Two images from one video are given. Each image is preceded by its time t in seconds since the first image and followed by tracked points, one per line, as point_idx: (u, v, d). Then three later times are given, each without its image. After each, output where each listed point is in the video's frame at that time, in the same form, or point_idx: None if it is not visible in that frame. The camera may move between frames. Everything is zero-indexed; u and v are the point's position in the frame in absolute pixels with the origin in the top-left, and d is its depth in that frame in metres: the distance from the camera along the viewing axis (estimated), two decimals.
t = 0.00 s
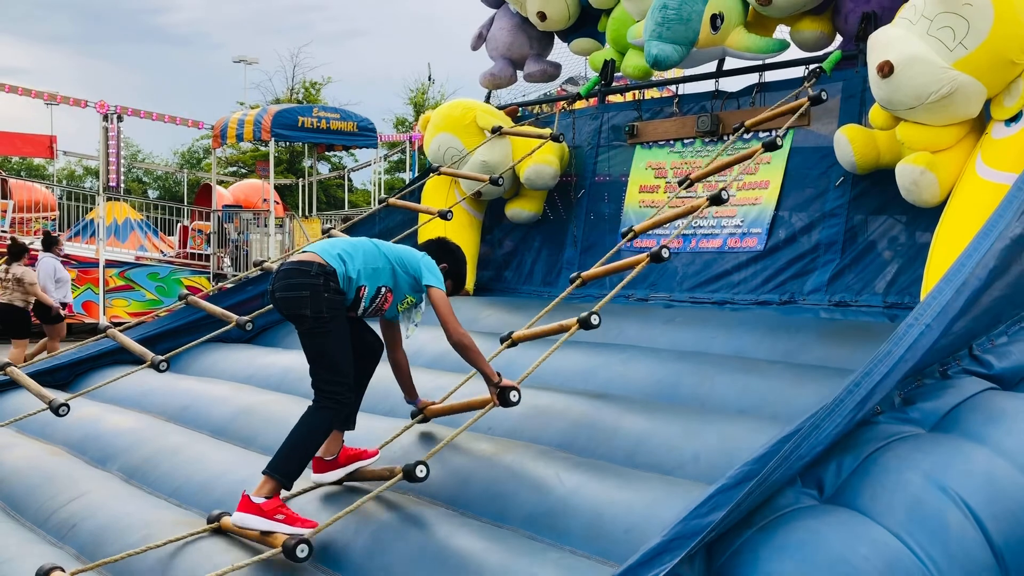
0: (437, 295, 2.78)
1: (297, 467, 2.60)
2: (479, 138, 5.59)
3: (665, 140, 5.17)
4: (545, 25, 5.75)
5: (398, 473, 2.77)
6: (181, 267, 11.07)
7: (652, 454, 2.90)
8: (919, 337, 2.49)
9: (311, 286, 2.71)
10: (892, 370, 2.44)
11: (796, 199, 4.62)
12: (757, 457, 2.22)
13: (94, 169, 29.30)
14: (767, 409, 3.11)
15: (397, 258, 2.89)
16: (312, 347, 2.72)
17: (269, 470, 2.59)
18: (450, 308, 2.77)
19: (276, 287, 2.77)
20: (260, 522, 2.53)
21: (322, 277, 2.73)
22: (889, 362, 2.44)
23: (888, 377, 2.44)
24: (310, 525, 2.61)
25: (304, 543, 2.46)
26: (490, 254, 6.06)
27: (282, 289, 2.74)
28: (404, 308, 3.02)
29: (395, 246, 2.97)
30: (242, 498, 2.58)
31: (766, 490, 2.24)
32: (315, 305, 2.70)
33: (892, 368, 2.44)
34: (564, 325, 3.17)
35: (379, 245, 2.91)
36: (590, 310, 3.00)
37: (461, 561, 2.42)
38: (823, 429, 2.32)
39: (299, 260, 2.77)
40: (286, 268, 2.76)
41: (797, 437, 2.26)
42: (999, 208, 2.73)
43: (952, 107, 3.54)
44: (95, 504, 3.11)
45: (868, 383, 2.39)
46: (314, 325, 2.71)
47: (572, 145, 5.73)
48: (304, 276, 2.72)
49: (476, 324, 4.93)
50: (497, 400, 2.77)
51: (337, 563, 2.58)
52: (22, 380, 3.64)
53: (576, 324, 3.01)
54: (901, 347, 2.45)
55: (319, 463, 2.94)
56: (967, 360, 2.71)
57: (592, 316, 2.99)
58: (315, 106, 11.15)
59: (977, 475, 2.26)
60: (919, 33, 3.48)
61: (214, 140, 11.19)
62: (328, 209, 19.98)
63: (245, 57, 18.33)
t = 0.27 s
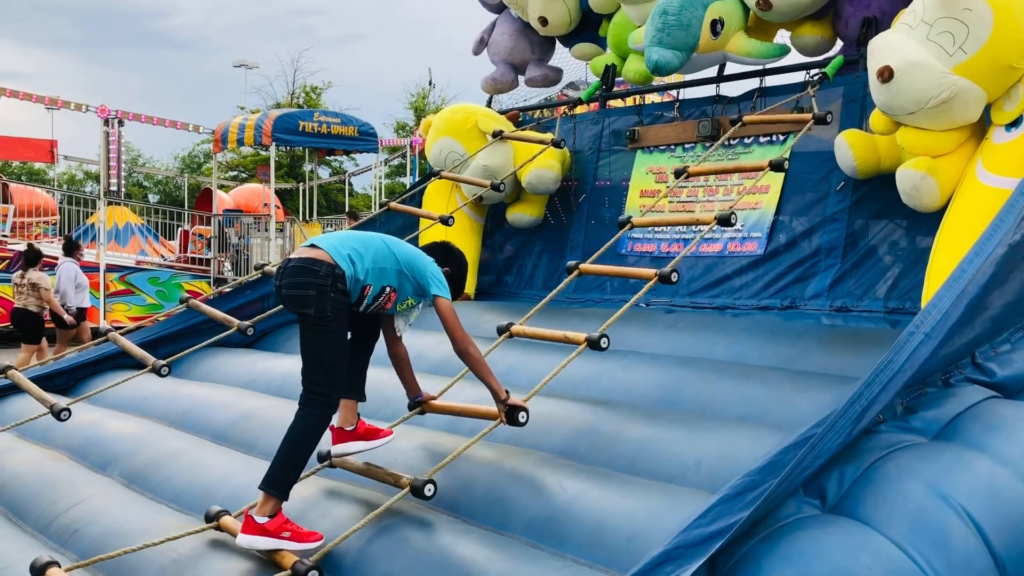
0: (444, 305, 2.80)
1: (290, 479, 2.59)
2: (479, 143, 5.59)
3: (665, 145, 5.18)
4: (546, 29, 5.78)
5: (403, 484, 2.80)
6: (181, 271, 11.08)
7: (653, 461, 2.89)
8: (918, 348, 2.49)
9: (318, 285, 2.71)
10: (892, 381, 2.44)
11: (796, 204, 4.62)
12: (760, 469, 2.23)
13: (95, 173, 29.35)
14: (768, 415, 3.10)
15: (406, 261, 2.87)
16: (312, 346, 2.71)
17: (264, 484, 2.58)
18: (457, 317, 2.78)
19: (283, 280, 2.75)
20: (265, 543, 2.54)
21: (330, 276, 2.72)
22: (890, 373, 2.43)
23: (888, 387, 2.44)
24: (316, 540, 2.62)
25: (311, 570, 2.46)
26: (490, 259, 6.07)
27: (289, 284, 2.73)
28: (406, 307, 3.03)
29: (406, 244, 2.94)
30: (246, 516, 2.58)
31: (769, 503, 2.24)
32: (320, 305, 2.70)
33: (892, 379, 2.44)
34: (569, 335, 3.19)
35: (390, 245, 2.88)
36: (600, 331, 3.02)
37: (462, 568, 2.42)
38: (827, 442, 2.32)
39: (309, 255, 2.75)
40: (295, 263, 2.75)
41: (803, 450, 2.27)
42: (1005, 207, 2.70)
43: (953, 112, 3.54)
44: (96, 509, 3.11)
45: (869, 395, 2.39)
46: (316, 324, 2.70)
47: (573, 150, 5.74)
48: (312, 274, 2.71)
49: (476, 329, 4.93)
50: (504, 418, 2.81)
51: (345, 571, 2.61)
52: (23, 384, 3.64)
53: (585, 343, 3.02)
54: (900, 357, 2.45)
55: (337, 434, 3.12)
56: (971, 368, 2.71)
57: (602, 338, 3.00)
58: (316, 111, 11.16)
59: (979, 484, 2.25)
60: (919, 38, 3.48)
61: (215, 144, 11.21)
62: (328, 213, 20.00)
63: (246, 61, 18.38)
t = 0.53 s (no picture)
0: (449, 315, 2.79)
1: (285, 482, 2.60)
2: (479, 147, 5.60)
3: (665, 148, 5.18)
4: (546, 34, 5.76)
5: (399, 489, 2.82)
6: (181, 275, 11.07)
7: (654, 463, 2.89)
8: (922, 344, 2.49)
9: (322, 288, 2.72)
10: (895, 377, 2.44)
11: (796, 207, 4.63)
12: (760, 466, 2.22)
13: (94, 178, 29.38)
14: (769, 417, 3.10)
15: (412, 274, 2.89)
16: (313, 349, 2.72)
17: (259, 486, 2.60)
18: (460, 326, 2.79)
19: (290, 284, 2.78)
20: (257, 542, 2.56)
21: (335, 280, 2.74)
22: (893, 369, 2.43)
23: (892, 384, 2.44)
24: (310, 540, 2.61)
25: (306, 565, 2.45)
26: (490, 263, 6.07)
27: (295, 286, 2.76)
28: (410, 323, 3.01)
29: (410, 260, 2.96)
30: (240, 516, 2.60)
31: (769, 498, 2.24)
32: (323, 307, 2.71)
33: (897, 374, 2.44)
34: (560, 337, 3.15)
35: (395, 258, 2.90)
36: (589, 326, 2.99)
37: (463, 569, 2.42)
38: (827, 436, 2.32)
39: (317, 260, 2.78)
40: (302, 267, 2.78)
41: (801, 443, 2.26)
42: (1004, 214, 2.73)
43: (953, 115, 3.55)
44: (96, 513, 3.10)
45: (871, 392, 2.39)
46: (318, 327, 2.71)
47: (572, 154, 5.75)
48: (318, 277, 2.73)
49: (476, 332, 4.93)
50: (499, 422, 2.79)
51: (339, 570, 2.60)
52: (23, 388, 3.64)
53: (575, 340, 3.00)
54: (905, 353, 2.45)
55: (333, 467, 2.97)
56: (970, 367, 2.72)
57: (592, 333, 2.98)
58: (316, 115, 11.16)
59: (980, 481, 2.26)
60: (919, 41, 3.48)
61: (214, 149, 11.21)
62: (327, 218, 20.01)
63: (245, 66, 18.39)
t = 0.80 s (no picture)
0: (448, 307, 2.78)
1: (299, 488, 2.60)
2: (478, 150, 5.60)
3: (664, 149, 5.18)
4: (543, 35, 5.77)
5: (404, 498, 2.80)
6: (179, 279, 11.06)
7: (655, 466, 2.88)
8: (921, 355, 2.49)
9: (324, 299, 2.71)
10: (894, 387, 2.43)
11: (795, 208, 4.62)
12: (762, 475, 2.23)
13: (92, 182, 29.36)
14: (770, 420, 3.09)
15: (411, 272, 2.87)
16: (321, 360, 2.71)
17: (270, 491, 2.60)
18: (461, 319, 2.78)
19: (290, 299, 2.77)
20: (260, 543, 2.54)
21: (335, 289, 2.73)
22: (893, 380, 2.42)
23: (891, 395, 2.43)
24: (313, 547, 2.60)
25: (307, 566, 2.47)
26: (490, 265, 6.06)
27: (296, 300, 2.74)
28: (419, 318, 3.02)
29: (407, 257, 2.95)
30: (246, 516, 2.59)
31: (775, 508, 2.23)
32: (327, 318, 2.70)
33: (896, 384, 2.43)
34: (564, 338, 3.14)
35: (393, 258, 2.89)
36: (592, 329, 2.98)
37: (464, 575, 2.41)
38: (832, 448, 2.31)
39: (315, 273, 2.77)
40: (301, 281, 2.76)
41: (808, 455, 2.26)
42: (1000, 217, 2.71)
43: (951, 115, 3.54)
44: (95, 519, 3.09)
45: (871, 401, 2.38)
46: (324, 338, 2.70)
47: (570, 155, 5.74)
48: (317, 288, 2.72)
49: (476, 334, 4.92)
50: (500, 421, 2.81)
51: None
52: (21, 395, 3.63)
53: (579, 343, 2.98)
54: (902, 364, 2.44)
55: (336, 475, 2.93)
56: (972, 371, 2.68)
57: (595, 336, 2.97)
58: (314, 118, 11.15)
59: (983, 486, 2.25)
60: (916, 42, 3.48)
61: (212, 152, 11.20)
62: (326, 221, 20.00)
63: (242, 69, 18.40)
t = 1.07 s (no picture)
0: (453, 307, 2.77)
1: (302, 491, 2.60)
2: (477, 153, 5.61)
3: (664, 152, 5.16)
4: (543, 38, 5.76)
5: (403, 502, 2.80)
6: (179, 283, 11.05)
7: (656, 469, 2.88)
8: (924, 352, 2.48)
9: (333, 306, 2.71)
10: (895, 387, 2.42)
11: (795, 210, 4.62)
12: (763, 475, 2.23)
13: (92, 186, 29.37)
14: (770, 422, 3.09)
15: (415, 272, 2.88)
16: (328, 366, 2.72)
17: (271, 492, 2.59)
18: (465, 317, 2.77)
19: (299, 304, 2.77)
20: (260, 545, 2.53)
21: (343, 294, 2.73)
22: (894, 377, 2.41)
23: (893, 393, 2.42)
24: (314, 550, 2.59)
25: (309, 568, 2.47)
26: (489, 268, 6.06)
27: (304, 306, 2.75)
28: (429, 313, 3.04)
29: (409, 256, 2.94)
30: (248, 518, 2.58)
31: (773, 508, 2.22)
32: (335, 324, 2.70)
33: (897, 382, 2.42)
34: (564, 342, 3.15)
35: (397, 261, 2.89)
36: (594, 335, 2.97)
37: None
38: (830, 446, 2.30)
39: (322, 279, 2.77)
40: (310, 286, 2.76)
41: (805, 452, 2.25)
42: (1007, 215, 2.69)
43: (950, 117, 3.54)
44: (95, 524, 3.08)
45: (872, 400, 2.37)
46: (332, 345, 2.70)
47: (570, 158, 5.74)
48: (325, 295, 2.72)
49: (476, 338, 4.92)
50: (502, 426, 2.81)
51: None
52: (22, 400, 3.63)
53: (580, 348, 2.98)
54: (906, 362, 2.43)
55: (336, 477, 2.94)
56: (972, 371, 2.69)
57: (597, 342, 2.94)
58: (313, 122, 11.15)
59: (984, 487, 2.24)
60: (915, 44, 3.49)
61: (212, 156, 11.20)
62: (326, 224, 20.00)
63: (242, 73, 18.43)
